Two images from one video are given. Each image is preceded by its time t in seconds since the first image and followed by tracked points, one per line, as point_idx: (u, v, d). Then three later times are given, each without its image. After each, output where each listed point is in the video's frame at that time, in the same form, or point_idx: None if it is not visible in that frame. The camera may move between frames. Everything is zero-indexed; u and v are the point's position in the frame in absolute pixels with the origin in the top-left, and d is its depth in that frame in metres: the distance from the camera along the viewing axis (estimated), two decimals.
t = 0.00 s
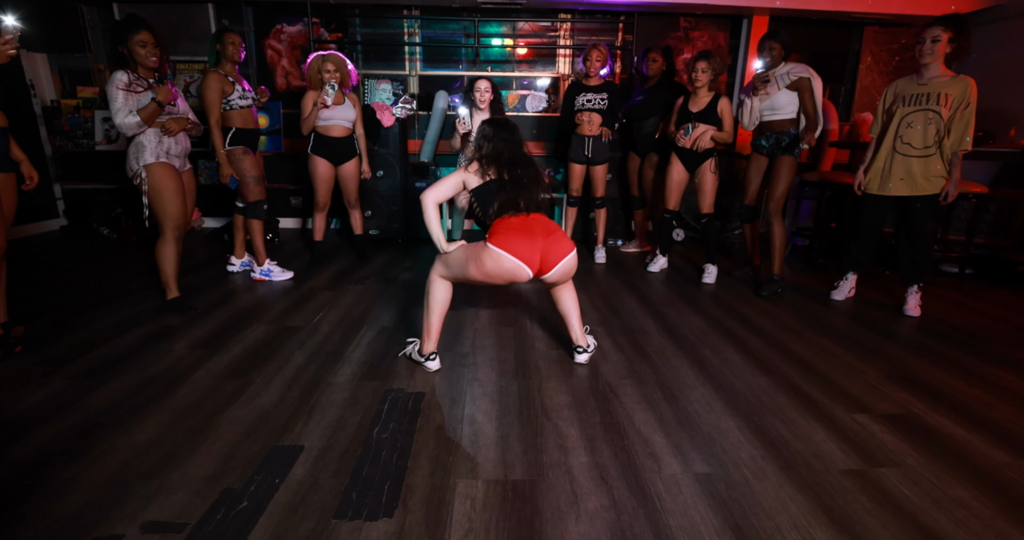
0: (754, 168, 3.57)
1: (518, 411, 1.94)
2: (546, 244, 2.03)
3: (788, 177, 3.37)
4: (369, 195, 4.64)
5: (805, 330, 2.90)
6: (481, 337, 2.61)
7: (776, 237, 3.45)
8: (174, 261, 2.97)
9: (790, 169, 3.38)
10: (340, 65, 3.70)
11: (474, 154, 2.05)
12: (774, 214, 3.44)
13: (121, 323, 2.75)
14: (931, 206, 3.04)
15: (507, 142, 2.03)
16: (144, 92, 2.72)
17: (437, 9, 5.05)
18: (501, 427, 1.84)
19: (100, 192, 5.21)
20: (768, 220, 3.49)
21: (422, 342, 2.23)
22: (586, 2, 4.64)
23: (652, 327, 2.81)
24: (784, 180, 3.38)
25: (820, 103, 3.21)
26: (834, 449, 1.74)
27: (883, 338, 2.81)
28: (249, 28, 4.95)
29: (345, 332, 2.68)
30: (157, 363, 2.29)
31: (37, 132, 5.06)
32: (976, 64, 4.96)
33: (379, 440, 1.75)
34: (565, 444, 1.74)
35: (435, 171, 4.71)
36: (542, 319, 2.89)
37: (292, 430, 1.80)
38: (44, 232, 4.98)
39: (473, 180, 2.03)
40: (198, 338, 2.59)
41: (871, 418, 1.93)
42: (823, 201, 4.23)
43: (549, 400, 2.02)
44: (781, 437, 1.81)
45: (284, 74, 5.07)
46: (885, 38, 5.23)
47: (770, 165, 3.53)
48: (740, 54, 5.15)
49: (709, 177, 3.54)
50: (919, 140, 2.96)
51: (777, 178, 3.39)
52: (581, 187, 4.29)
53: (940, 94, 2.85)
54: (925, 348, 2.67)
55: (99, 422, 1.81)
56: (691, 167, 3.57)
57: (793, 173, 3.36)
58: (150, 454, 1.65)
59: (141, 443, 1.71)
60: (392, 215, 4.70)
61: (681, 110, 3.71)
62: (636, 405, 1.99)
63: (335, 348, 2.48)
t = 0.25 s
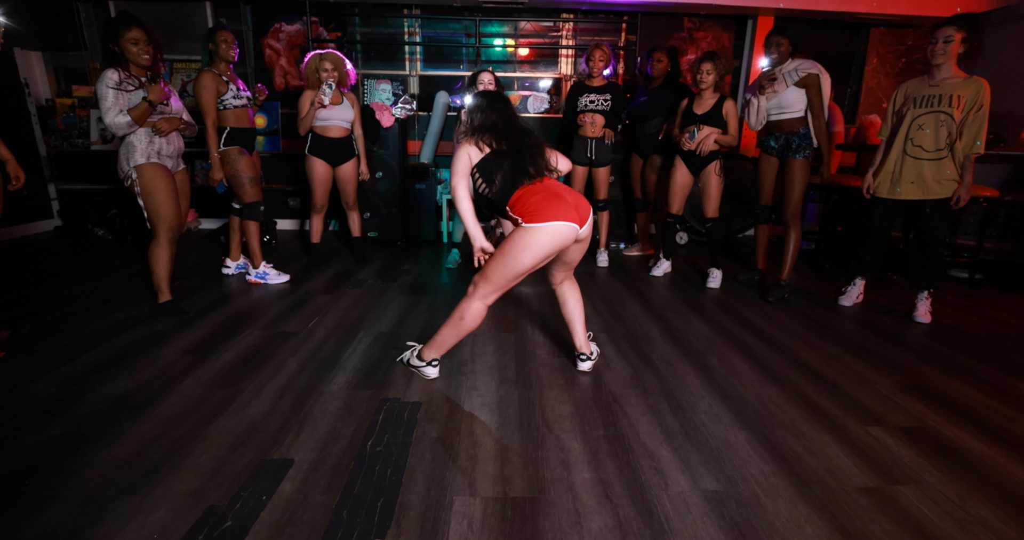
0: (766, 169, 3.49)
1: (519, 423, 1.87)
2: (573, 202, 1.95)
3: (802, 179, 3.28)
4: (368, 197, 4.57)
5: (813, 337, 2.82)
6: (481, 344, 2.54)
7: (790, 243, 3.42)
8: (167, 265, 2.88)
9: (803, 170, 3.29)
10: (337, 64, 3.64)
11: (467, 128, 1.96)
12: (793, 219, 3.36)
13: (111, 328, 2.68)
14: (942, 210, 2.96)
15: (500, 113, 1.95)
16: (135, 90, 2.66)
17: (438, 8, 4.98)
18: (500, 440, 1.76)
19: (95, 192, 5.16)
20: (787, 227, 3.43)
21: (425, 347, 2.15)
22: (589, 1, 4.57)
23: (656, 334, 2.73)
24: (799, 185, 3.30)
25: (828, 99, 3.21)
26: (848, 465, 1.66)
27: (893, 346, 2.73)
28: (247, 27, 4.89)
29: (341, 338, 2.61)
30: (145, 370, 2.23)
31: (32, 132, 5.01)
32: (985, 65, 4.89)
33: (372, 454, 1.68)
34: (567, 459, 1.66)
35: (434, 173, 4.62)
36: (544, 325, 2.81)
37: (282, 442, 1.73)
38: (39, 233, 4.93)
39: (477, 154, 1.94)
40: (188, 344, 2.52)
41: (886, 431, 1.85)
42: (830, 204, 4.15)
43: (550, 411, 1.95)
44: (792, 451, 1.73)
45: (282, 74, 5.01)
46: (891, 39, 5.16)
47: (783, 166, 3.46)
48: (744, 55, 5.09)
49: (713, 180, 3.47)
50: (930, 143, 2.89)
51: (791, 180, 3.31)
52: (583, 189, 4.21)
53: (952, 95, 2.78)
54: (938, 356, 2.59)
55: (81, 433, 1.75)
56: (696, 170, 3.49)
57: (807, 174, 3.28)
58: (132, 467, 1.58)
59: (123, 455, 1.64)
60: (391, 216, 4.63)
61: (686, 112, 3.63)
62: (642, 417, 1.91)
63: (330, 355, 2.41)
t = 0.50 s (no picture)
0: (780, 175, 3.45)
1: (519, 438, 1.79)
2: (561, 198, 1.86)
3: (816, 184, 3.21)
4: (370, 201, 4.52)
5: (824, 348, 2.73)
6: (481, 354, 2.47)
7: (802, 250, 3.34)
8: (160, 270, 2.86)
9: (817, 175, 3.22)
10: (339, 65, 3.60)
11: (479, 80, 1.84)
12: (806, 226, 3.30)
13: (104, 334, 2.63)
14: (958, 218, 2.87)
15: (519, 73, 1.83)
16: (129, 90, 2.62)
17: (441, 11, 4.94)
18: (500, 456, 1.69)
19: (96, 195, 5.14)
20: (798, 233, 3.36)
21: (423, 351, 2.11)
22: (594, 4, 4.51)
23: (661, 344, 2.65)
24: (812, 192, 3.24)
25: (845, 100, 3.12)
26: (864, 486, 1.58)
27: (907, 358, 2.64)
28: (249, 30, 4.86)
29: (338, 347, 2.55)
30: (136, 379, 2.18)
31: (33, 135, 5.01)
32: (998, 70, 4.79)
33: (364, 471, 1.61)
34: (569, 478, 1.58)
35: (437, 177, 4.58)
36: (547, 334, 2.74)
37: (271, 458, 1.67)
38: (40, 236, 4.92)
39: (513, 107, 1.74)
40: (182, 352, 2.47)
41: (903, 450, 1.76)
42: (840, 210, 4.07)
43: (552, 426, 1.87)
44: (805, 471, 1.65)
45: (284, 77, 4.98)
46: (901, 43, 5.08)
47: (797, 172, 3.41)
48: (753, 58, 5.01)
49: (721, 186, 3.40)
50: (946, 149, 2.81)
51: (805, 185, 3.24)
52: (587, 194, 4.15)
53: (969, 100, 2.70)
54: (954, 369, 2.50)
55: (65, 446, 1.69)
56: (703, 175, 3.42)
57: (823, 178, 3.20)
58: (114, 483, 1.53)
59: (106, 470, 1.59)
60: (393, 221, 4.57)
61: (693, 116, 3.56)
62: (647, 432, 1.84)
63: (326, 365, 2.35)
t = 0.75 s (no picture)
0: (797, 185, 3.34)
1: (521, 464, 1.70)
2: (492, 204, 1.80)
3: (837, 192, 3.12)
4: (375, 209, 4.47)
5: (844, 366, 2.60)
6: (484, 370, 2.38)
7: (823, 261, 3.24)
8: (158, 279, 2.80)
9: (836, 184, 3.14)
10: (345, 73, 3.56)
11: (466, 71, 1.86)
12: (826, 237, 3.24)
13: (100, 345, 2.58)
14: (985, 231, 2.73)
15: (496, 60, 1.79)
16: (131, 98, 2.59)
17: (449, 18, 4.90)
18: (500, 484, 1.60)
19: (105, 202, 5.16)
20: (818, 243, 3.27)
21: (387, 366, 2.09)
22: (603, 11, 4.44)
23: (672, 361, 2.54)
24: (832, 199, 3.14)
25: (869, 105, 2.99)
26: (893, 523, 1.46)
27: (933, 378, 2.50)
28: (257, 37, 4.85)
29: (336, 361, 2.47)
30: (128, 394, 2.12)
31: (45, 142, 5.05)
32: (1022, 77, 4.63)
33: (356, 499, 1.53)
34: (573, 510, 1.48)
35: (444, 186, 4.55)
36: (553, 349, 2.64)
37: (259, 484, 1.60)
38: (49, 243, 4.94)
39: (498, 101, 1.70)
40: (177, 365, 2.42)
41: (934, 483, 1.64)
42: (856, 221, 3.93)
43: (557, 450, 1.77)
44: (828, 505, 1.53)
45: (292, 84, 4.96)
46: (918, 51, 4.94)
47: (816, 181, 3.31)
48: (765, 63, 4.90)
49: (734, 196, 3.29)
50: (970, 159, 2.68)
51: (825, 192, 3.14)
52: (596, 203, 4.06)
53: (994, 108, 2.58)
54: (983, 391, 2.36)
55: (48, 467, 1.64)
56: (715, 186, 3.32)
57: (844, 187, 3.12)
58: (94, 510, 1.46)
59: (87, 495, 1.53)
60: (399, 230, 4.51)
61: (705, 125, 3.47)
62: (658, 458, 1.73)
63: (323, 380, 2.27)
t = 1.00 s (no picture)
0: (816, 197, 3.18)
1: (527, 493, 1.60)
2: (432, 224, 1.78)
3: (861, 201, 2.96)
4: (384, 218, 4.41)
5: (872, 386, 2.46)
6: (490, 388, 2.28)
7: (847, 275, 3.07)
8: (165, 291, 2.71)
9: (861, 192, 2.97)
10: (354, 82, 3.52)
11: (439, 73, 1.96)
12: (852, 250, 3.03)
13: (102, 357, 2.54)
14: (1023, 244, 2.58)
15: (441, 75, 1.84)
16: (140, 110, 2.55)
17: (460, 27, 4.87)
18: (504, 516, 1.50)
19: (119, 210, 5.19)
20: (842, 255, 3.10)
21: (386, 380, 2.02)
22: (616, 18, 4.36)
23: (687, 379, 2.42)
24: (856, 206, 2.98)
25: (900, 109, 2.85)
26: None
27: (969, 401, 2.34)
28: (270, 48, 4.86)
29: (338, 375, 2.39)
30: (124, 409, 2.07)
31: (63, 151, 5.10)
32: None
33: (351, 530, 1.45)
34: None
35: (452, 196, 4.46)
36: (562, 366, 2.53)
37: (250, 511, 1.52)
38: (63, 251, 4.97)
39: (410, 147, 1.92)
40: (177, 378, 2.36)
41: (981, 523, 1.50)
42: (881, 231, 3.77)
43: (565, 478, 1.67)
44: None
45: (304, 94, 4.95)
46: (942, 55, 4.78)
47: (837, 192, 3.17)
48: (782, 70, 4.77)
49: (752, 206, 3.15)
50: (1007, 167, 2.54)
51: (847, 199, 2.99)
52: (608, 213, 3.95)
53: None
54: None
55: (35, 490, 1.58)
56: (733, 196, 3.20)
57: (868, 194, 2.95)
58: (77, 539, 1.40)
59: (71, 522, 1.46)
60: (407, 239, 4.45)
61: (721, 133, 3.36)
62: (673, 489, 1.62)
63: (324, 396, 2.19)
